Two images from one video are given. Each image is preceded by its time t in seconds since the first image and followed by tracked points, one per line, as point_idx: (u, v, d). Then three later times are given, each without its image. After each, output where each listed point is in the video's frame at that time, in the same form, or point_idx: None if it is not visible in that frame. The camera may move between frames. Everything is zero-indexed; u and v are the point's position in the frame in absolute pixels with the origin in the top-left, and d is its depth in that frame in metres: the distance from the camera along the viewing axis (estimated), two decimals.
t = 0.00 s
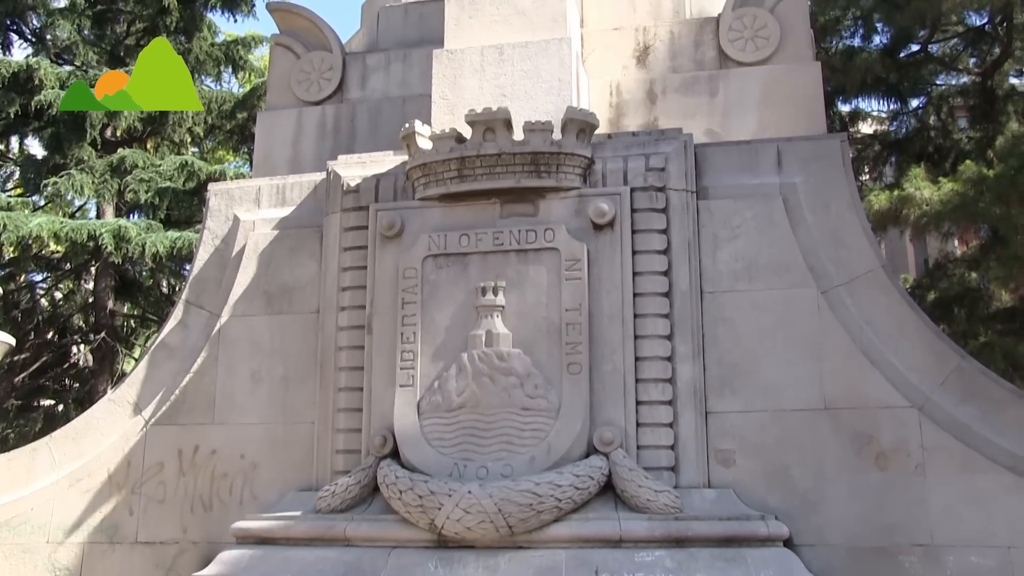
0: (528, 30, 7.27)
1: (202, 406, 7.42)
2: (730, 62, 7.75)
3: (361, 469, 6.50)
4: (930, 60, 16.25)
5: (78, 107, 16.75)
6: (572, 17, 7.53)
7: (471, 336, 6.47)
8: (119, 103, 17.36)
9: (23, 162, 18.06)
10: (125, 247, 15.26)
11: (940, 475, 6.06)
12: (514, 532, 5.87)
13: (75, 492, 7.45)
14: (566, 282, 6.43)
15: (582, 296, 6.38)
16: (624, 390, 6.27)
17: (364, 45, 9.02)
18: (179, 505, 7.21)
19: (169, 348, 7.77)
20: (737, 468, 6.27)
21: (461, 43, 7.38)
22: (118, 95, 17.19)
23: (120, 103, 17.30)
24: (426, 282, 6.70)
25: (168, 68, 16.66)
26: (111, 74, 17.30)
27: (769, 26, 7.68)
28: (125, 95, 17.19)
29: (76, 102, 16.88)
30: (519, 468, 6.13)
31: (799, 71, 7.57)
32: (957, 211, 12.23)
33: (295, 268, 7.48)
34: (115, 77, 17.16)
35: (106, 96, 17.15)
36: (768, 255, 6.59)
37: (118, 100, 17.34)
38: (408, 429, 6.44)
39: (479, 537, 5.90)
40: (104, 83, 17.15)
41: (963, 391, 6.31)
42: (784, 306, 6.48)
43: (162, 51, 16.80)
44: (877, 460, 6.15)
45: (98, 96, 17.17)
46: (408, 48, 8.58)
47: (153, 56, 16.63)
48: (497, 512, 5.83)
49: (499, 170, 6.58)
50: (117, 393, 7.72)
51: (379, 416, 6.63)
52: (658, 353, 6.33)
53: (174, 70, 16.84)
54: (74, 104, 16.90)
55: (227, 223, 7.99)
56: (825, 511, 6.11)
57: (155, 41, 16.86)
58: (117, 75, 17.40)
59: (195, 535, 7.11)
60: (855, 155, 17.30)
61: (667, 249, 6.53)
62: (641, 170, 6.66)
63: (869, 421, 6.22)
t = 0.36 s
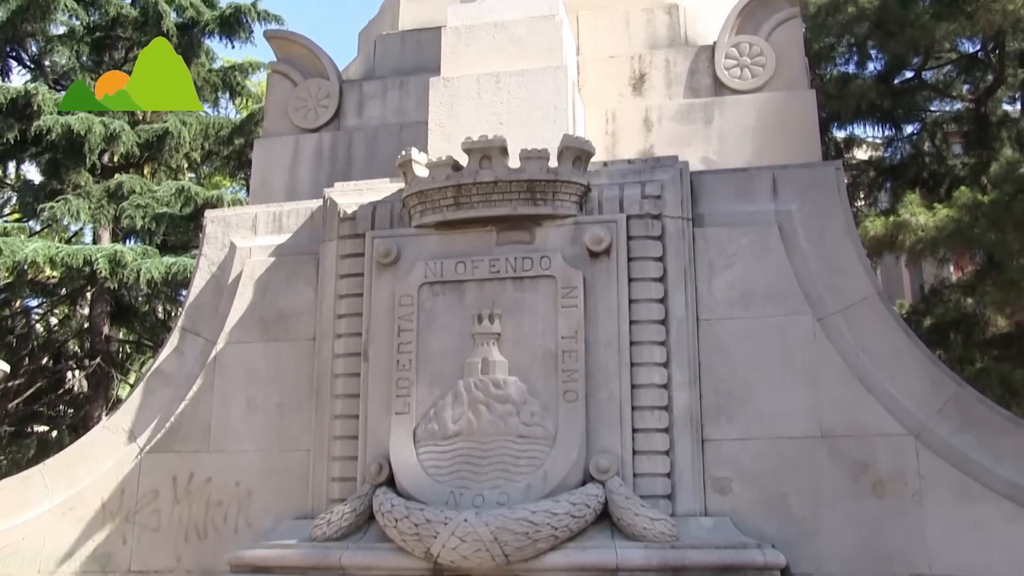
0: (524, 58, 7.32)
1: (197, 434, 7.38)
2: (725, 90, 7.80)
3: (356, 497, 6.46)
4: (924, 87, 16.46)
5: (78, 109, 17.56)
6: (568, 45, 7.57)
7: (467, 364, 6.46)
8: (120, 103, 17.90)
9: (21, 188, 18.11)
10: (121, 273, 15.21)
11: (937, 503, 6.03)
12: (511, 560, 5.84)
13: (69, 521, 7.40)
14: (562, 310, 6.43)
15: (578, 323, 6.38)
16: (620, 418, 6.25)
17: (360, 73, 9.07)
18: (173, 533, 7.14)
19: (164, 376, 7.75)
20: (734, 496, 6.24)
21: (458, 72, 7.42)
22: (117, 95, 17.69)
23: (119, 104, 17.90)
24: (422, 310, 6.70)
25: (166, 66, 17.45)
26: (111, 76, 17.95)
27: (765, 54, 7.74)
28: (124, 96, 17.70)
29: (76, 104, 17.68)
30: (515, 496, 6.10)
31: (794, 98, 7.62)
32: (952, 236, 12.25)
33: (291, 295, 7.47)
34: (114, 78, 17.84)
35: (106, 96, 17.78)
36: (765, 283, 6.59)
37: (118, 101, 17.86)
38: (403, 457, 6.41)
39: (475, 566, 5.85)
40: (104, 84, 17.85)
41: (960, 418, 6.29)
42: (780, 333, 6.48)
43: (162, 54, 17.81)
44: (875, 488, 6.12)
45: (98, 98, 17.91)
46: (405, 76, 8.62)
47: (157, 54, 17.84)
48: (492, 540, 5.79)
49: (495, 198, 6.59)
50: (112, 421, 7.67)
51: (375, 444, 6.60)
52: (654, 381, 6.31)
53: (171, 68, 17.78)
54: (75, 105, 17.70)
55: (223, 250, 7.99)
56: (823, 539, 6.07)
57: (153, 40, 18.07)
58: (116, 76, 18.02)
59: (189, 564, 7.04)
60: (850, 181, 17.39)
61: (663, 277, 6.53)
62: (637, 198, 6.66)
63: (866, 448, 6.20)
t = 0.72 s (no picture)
0: (520, 90, 7.36)
1: (193, 464, 7.34)
2: (721, 121, 7.84)
3: (352, 529, 6.41)
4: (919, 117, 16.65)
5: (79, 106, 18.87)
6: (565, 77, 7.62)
7: (463, 394, 6.44)
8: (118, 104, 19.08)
9: (18, 216, 18.16)
10: (118, 301, 15.19)
11: (936, 535, 5.99)
12: None
13: (62, 552, 7.34)
14: (559, 341, 6.43)
15: (575, 354, 6.37)
16: (617, 449, 6.22)
17: (359, 103, 9.12)
18: (167, 566, 7.07)
19: (160, 406, 7.72)
20: (731, 528, 6.21)
21: (455, 103, 7.46)
22: (117, 95, 19.11)
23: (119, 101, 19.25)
24: (419, 340, 6.68)
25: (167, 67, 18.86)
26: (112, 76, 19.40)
27: (760, 85, 7.80)
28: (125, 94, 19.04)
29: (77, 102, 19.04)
30: (512, 528, 6.06)
31: (790, 128, 7.66)
32: (948, 265, 12.31)
33: (288, 325, 7.46)
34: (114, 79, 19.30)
35: (106, 97, 19.17)
36: (762, 313, 6.59)
37: (118, 101, 19.05)
38: (399, 488, 6.38)
39: None
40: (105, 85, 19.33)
41: (958, 449, 6.30)
42: (777, 364, 6.47)
43: (162, 55, 19.14)
44: (872, 519, 6.08)
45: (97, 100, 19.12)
46: (403, 106, 8.67)
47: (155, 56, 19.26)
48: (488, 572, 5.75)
49: (492, 229, 6.60)
50: (107, 451, 7.63)
51: (371, 475, 6.56)
52: (651, 412, 6.29)
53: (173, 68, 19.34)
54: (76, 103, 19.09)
55: (220, 279, 7.99)
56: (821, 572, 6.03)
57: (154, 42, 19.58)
58: (116, 76, 19.46)
59: None
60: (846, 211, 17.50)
61: (660, 307, 6.52)
62: (633, 229, 6.68)
63: (864, 479, 6.17)
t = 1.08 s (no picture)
0: (518, 121, 7.41)
1: (189, 495, 7.29)
2: (719, 151, 7.89)
3: (349, 560, 6.38)
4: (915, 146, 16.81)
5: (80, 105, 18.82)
6: (563, 107, 7.68)
7: (461, 425, 6.42)
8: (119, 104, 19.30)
9: (14, 244, 18.17)
10: (117, 329, 15.15)
11: (936, 566, 5.96)
12: None
13: None
14: (557, 371, 6.42)
15: (573, 384, 6.36)
16: (615, 480, 6.19)
17: (357, 134, 9.17)
18: None
19: (157, 436, 7.69)
20: (730, 559, 6.17)
21: (453, 133, 7.51)
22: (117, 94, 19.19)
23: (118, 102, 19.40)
24: (416, 370, 6.68)
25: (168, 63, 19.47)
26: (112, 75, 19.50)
27: (757, 116, 7.85)
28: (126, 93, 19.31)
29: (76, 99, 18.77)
30: (510, 559, 6.04)
31: (787, 159, 7.69)
32: (945, 294, 12.37)
33: (286, 355, 7.45)
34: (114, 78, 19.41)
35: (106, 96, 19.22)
36: (760, 343, 6.59)
37: (118, 100, 19.32)
38: (396, 519, 6.35)
39: None
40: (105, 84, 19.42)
41: (956, 480, 6.30)
42: (775, 394, 6.47)
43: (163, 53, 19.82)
44: (871, 550, 6.05)
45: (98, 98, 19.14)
46: (400, 137, 8.71)
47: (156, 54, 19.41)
48: None
49: (490, 259, 6.61)
50: (102, 481, 7.59)
51: (368, 506, 6.52)
52: (648, 442, 6.27)
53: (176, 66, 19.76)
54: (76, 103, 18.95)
55: (218, 309, 7.98)
56: None
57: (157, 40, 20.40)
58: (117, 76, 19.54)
59: None
60: (842, 240, 17.40)
61: (658, 337, 6.52)
62: (631, 259, 6.69)
63: (863, 510, 6.14)
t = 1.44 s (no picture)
0: (516, 148, 7.45)
1: (186, 523, 7.25)
2: (716, 178, 7.94)
3: None
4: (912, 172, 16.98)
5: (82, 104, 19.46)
6: (561, 135, 7.72)
7: (459, 453, 6.41)
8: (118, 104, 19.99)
9: (13, 271, 18.22)
10: (115, 355, 15.13)
11: None
12: None
13: None
14: (555, 399, 6.41)
15: (571, 413, 6.35)
16: (613, 508, 6.17)
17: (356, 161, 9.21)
18: None
19: (154, 464, 7.66)
20: None
21: (452, 160, 7.54)
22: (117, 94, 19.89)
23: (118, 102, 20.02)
24: (414, 398, 6.67)
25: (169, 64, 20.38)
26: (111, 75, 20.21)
27: (754, 143, 7.90)
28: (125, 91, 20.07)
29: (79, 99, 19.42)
30: None
31: (785, 186, 7.73)
32: (942, 320, 12.42)
33: (283, 383, 7.43)
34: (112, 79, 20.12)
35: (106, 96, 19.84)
36: (758, 371, 6.59)
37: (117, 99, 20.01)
38: (393, 548, 6.31)
39: None
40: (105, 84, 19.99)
41: (956, 508, 6.29)
42: (774, 422, 6.46)
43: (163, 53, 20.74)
44: None
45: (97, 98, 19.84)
46: (399, 164, 8.75)
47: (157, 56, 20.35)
48: None
49: (488, 286, 6.61)
50: (98, 509, 7.54)
51: (365, 535, 6.49)
52: (647, 470, 6.25)
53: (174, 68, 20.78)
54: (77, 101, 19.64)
55: (216, 336, 7.98)
56: None
57: (153, 41, 21.41)
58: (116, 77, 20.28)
59: None
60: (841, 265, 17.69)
61: (656, 365, 6.52)
62: (629, 286, 6.70)
63: (862, 538, 6.12)
